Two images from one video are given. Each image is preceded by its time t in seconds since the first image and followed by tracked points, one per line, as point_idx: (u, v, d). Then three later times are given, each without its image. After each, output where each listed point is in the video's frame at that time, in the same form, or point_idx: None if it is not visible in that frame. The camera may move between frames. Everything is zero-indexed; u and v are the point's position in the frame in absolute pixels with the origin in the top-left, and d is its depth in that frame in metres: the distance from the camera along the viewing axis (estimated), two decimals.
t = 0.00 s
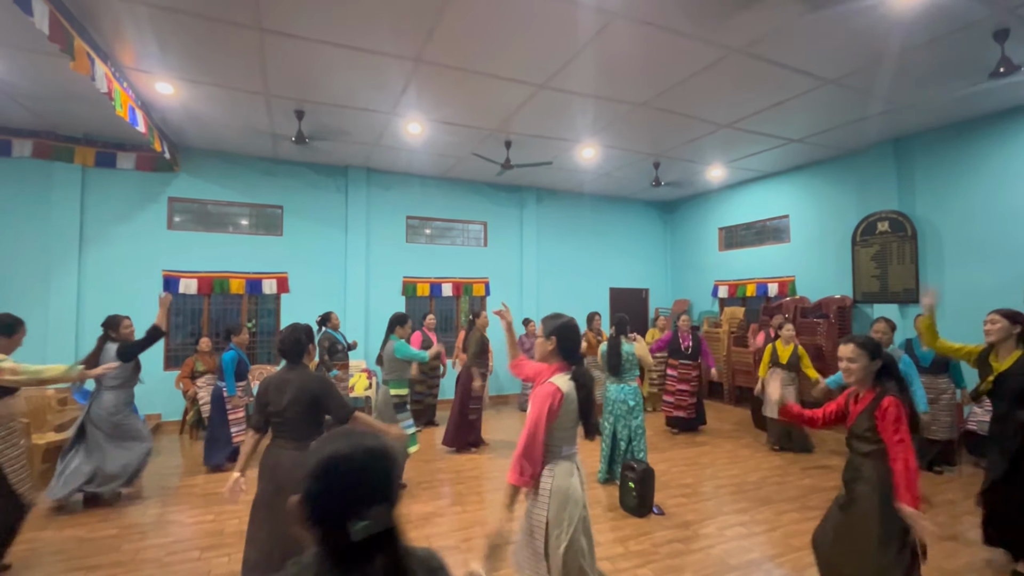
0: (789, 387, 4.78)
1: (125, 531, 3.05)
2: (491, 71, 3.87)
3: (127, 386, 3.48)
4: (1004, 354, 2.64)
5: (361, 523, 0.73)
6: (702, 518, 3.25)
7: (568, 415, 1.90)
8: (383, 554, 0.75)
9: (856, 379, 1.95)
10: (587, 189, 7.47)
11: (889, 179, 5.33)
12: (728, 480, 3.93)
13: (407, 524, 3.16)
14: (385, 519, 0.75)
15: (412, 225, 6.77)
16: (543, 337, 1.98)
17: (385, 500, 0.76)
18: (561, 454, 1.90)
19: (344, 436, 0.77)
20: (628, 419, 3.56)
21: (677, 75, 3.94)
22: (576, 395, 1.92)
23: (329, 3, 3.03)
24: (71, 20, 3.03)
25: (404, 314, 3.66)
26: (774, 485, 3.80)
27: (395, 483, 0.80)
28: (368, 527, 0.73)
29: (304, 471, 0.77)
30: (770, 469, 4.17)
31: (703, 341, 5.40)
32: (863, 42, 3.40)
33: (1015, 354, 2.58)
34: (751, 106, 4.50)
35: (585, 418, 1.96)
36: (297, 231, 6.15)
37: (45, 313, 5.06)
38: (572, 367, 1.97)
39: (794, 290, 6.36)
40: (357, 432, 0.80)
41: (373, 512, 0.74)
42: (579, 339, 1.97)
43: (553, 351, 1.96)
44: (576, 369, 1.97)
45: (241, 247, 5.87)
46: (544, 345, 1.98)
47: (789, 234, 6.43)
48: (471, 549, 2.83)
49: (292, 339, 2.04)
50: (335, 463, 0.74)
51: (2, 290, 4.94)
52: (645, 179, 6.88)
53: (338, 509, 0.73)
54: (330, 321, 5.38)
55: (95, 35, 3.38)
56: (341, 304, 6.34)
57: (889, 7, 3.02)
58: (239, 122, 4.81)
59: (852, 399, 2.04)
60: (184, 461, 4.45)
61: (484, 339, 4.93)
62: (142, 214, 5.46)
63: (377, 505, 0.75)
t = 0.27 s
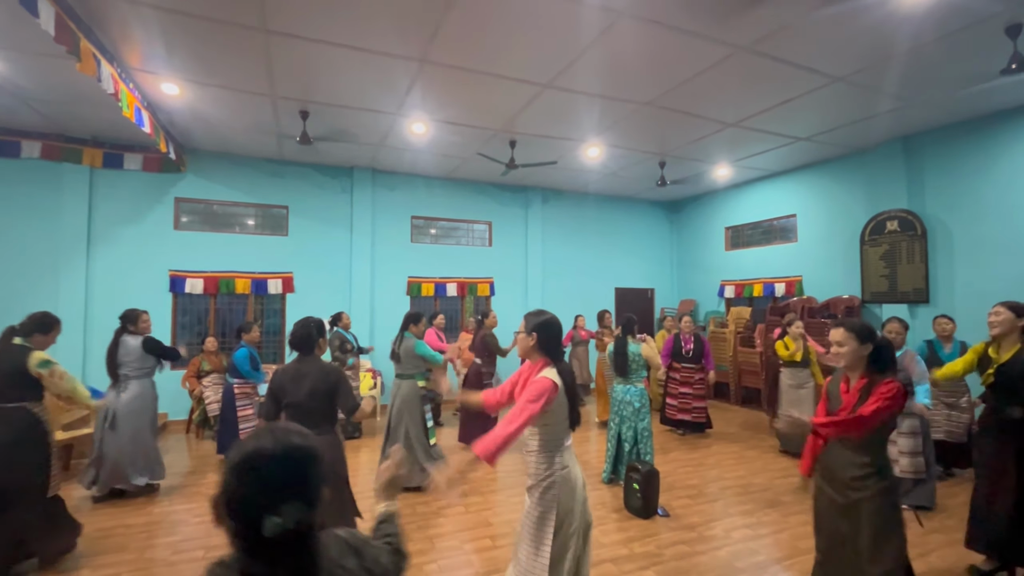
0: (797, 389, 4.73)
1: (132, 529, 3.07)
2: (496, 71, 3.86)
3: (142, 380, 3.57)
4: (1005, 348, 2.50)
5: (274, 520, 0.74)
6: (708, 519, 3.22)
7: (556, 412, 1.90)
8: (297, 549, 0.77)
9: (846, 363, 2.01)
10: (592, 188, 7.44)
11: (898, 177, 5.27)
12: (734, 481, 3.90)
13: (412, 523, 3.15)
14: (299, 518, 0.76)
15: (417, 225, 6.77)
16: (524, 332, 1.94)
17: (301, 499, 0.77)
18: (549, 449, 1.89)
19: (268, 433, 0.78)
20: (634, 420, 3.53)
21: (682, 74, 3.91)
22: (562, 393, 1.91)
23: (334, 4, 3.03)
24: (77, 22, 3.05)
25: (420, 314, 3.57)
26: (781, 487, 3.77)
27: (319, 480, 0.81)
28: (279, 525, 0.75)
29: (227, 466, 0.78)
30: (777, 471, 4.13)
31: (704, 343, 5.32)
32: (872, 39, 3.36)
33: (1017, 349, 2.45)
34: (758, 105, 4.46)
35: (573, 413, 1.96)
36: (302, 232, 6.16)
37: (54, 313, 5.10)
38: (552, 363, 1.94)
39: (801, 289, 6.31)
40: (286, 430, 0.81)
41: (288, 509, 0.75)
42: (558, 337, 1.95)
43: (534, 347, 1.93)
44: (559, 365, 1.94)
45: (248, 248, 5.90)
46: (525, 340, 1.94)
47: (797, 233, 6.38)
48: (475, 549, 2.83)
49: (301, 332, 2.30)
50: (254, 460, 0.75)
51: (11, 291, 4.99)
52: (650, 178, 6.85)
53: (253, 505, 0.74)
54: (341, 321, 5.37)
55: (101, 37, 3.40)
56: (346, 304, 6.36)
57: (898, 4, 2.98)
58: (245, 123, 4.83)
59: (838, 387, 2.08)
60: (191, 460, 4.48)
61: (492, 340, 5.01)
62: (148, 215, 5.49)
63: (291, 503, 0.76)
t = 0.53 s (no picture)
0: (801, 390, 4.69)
1: (131, 527, 3.07)
2: (497, 68, 3.83)
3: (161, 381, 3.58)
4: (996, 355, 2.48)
5: (190, 518, 0.72)
6: (710, 521, 3.18)
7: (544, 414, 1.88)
8: (215, 551, 0.74)
9: (826, 375, 1.95)
10: (595, 187, 7.40)
11: (906, 175, 5.19)
12: (737, 483, 3.86)
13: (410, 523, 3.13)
14: (217, 518, 0.74)
15: (420, 223, 6.75)
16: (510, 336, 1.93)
17: (221, 499, 0.74)
18: (532, 449, 1.87)
19: (192, 431, 0.76)
20: (636, 421, 3.49)
21: (686, 71, 3.87)
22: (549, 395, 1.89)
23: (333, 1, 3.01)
24: (77, 21, 3.05)
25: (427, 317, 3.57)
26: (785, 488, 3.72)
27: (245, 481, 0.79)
28: (194, 525, 0.72)
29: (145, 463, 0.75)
30: (781, 472, 4.08)
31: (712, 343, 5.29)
32: (878, 33, 3.30)
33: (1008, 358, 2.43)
34: (763, 101, 4.41)
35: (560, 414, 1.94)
36: (305, 230, 6.16)
37: (58, 311, 5.13)
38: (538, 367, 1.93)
39: (807, 289, 6.24)
40: (211, 430, 0.79)
41: (207, 508, 0.73)
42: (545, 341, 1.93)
43: (517, 351, 1.91)
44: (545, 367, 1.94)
45: (251, 247, 5.91)
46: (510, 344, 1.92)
47: (802, 232, 6.31)
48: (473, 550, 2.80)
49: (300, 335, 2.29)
50: (175, 458, 0.73)
51: (16, 289, 5.02)
52: (654, 176, 6.80)
53: (170, 502, 0.72)
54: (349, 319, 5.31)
55: (101, 35, 3.40)
56: (349, 303, 6.36)
57: None
58: (246, 122, 4.83)
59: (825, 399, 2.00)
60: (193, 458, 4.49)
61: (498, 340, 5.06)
62: (152, 213, 5.51)
63: (212, 502, 0.74)
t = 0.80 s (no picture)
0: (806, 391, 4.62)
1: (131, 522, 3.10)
2: (496, 65, 3.80)
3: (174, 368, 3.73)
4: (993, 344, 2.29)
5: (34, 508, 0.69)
6: (711, 523, 3.13)
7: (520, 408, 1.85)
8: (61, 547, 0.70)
9: (812, 366, 1.86)
10: (599, 185, 7.35)
11: (917, 171, 5.09)
12: (740, 484, 3.80)
13: (407, 522, 3.12)
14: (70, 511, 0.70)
15: (424, 222, 6.74)
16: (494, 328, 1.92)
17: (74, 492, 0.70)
18: (505, 437, 1.87)
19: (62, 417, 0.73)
20: (635, 421, 3.45)
21: (687, 66, 3.82)
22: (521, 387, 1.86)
23: None
24: (77, 20, 3.07)
25: (426, 312, 3.57)
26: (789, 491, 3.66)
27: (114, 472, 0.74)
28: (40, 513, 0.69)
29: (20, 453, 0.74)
30: (785, 474, 4.01)
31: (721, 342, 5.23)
32: (884, 26, 3.23)
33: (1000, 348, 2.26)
34: (769, 97, 4.33)
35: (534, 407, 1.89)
36: (309, 229, 6.18)
37: (67, 309, 5.20)
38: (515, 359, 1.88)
39: (815, 288, 6.15)
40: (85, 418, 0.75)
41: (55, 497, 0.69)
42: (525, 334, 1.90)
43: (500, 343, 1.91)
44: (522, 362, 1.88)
45: (255, 245, 5.94)
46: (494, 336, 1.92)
47: (810, 230, 6.21)
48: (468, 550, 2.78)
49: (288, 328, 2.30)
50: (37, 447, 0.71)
51: (25, 287, 5.09)
52: (659, 174, 6.72)
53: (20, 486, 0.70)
54: (360, 317, 5.29)
55: (103, 35, 3.43)
56: (352, 301, 6.37)
57: None
58: (249, 120, 4.84)
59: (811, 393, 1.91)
60: (197, 454, 4.52)
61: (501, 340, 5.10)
62: (157, 212, 5.56)
63: (65, 492, 0.70)
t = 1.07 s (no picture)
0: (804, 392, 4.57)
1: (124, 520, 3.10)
2: (491, 62, 3.78)
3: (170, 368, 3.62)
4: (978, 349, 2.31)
5: None
6: (705, 525, 3.10)
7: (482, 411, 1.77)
8: None
9: (795, 367, 1.86)
10: (599, 183, 7.31)
11: (919, 170, 5.03)
12: (736, 485, 3.76)
13: (399, 521, 3.10)
14: None
15: (423, 221, 6.73)
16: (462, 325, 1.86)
17: None
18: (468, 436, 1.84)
19: None
20: (629, 422, 3.43)
21: (683, 63, 3.78)
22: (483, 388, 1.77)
23: None
24: (70, 18, 3.07)
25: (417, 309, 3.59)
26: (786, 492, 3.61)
27: None
28: None
29: None
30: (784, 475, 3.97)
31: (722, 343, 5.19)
32: (882, 21, 3.18)
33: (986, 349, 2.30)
34: (767, 94, 4.29)
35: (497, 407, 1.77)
36: (307, 228, 6.18)
37: (65, 307, 5.21)
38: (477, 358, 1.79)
39: (816, 287, 6.09)
40: None
41: None
42: (492, 332, 1.79)
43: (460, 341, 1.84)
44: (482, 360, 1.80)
45: (253, 243, 5.94)
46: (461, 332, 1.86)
47: (812, 229, 6.15)
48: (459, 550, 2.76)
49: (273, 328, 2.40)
50: None
51: (24, 285, 5.11)
52: (658, 172, 6.67)
53: None
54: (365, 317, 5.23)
55: (97, 32, 3.42)
56: (351, 299, 6.36)
57: None
58: (246, 118, 4.84)
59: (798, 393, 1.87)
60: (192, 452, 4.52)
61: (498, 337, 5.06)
62: (156, 210, 5.57)
63: None
